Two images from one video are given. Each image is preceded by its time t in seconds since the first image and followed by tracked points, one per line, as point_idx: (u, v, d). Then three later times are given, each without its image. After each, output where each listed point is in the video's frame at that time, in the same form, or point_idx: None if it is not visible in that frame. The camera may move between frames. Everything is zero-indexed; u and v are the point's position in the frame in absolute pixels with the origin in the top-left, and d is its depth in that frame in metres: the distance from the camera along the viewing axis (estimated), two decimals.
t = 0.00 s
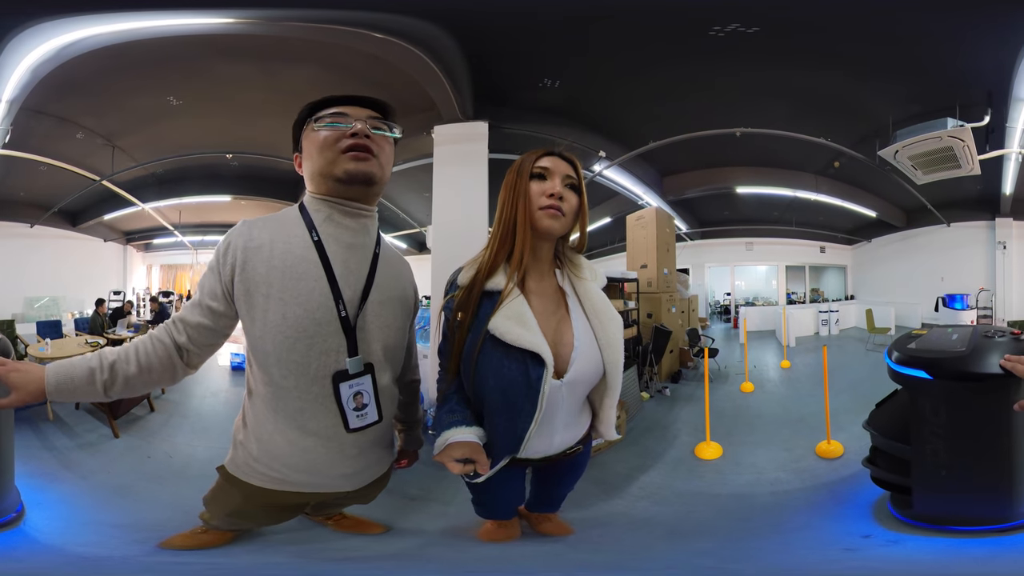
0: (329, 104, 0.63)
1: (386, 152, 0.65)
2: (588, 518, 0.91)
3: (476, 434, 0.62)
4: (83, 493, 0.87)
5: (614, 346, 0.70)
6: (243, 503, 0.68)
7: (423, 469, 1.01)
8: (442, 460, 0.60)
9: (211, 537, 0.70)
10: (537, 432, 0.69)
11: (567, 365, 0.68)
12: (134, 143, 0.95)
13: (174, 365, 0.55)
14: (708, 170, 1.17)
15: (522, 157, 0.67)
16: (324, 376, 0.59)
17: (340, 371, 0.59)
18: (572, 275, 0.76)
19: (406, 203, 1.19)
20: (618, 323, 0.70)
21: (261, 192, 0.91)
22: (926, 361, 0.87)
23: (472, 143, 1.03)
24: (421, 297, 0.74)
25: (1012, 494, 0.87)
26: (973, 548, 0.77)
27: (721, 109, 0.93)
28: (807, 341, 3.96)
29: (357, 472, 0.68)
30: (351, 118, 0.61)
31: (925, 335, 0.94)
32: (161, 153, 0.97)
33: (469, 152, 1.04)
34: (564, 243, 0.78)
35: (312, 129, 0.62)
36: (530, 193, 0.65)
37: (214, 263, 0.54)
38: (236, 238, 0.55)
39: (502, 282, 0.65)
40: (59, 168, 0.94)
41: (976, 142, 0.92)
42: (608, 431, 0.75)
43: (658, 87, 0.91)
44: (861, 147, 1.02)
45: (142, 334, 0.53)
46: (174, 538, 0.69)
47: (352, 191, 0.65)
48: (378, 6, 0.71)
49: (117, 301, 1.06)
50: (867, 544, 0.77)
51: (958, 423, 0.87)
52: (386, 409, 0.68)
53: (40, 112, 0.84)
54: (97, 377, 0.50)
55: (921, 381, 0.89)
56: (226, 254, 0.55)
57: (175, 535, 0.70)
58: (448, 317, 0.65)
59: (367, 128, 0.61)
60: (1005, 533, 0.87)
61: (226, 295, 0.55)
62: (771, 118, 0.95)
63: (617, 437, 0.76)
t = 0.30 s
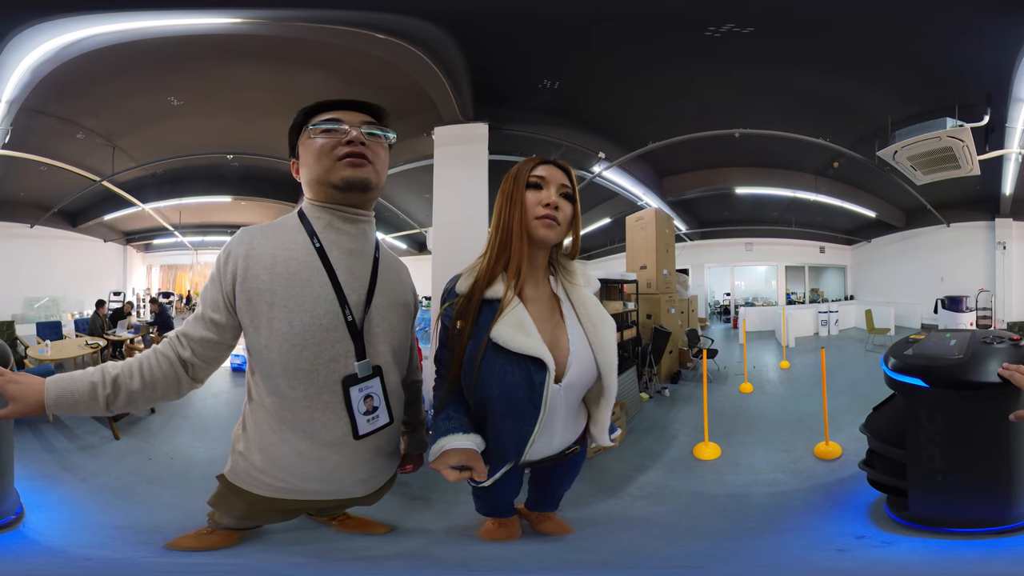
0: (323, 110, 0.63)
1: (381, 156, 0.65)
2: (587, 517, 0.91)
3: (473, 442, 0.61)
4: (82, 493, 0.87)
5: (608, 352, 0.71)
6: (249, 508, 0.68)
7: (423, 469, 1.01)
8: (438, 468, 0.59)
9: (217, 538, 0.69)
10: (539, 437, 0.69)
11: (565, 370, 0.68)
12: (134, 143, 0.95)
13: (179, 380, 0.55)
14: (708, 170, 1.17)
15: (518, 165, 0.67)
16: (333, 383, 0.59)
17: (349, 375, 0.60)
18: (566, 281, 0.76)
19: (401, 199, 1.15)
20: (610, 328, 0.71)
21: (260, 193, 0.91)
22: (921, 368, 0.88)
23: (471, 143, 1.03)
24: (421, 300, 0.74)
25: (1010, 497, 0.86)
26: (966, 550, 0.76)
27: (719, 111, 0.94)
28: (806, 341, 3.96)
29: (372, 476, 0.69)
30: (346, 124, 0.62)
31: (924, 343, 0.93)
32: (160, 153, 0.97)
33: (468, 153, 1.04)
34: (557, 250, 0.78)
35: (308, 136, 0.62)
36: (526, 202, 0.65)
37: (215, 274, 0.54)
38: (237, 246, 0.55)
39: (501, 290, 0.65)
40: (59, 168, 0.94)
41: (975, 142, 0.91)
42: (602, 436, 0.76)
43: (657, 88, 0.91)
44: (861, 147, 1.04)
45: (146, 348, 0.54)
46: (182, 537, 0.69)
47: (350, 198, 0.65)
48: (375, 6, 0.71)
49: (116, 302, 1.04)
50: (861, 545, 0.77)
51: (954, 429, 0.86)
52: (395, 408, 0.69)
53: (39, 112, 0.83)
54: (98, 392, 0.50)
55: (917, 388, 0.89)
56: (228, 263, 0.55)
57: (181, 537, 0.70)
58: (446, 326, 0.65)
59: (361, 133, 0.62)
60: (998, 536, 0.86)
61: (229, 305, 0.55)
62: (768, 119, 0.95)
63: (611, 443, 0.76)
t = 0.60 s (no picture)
0: (338, 107, 0.64)
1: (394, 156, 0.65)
2: (587, 516, 0.91)
3: (478, 441, 0.61)
4: (82, 492, 0.87)
5: (608, 351, 0.71)
6: (251, 506, 0.68)
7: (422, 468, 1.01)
8: (444, 468, 0.59)
9: (218, 539, 0.69)
10: (540, 436, 0.69)
11: (567, 367, 0.68)
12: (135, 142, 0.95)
13: (179, 375, 0.55)
14: (707, 170, 1.17)
15: (521, 163, 0.67)
16: (336, 382, 0.59)
17: (352, 375, 0.60)
18: (567, 280, 0.76)
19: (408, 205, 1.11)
20: (610, 327, 0.71)
21: (262, 192, 0.91)
22: (919, 367, 0.88)
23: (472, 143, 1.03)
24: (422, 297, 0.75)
25: (1009, 498, 0.86)
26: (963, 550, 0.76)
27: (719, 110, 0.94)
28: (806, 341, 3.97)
29: (373, 477, 0.69)
30: (361, 122, 0.62)
31: (920, 343, 0.93)
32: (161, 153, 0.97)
33: (469, 153, 1.04)
34: (558, 249, 0.78)
35: (322, 131, 0.62)
36: (530, 201, 0.65)
37: (217, 270, 0.54)
38: (243, 241, 0.56)
39: (504, 289, 0.65)
40: (59, 167, 0.94)
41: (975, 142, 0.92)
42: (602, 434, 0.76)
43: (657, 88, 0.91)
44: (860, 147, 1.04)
45: (146, 343, 0.54)
46: (181, 538, 0.69)
47: (361, 195, 0.65)
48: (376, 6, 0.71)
49: (117, 302, 1.05)
50: (859, 544, 0.78)
51: (953, 428, 0.86)
52: (398, 408, 0.69)
53: (39, 112, 0.82)
54: (97, 388, 0.50)
55: (915, 387, 0.90)
56: (232, 258, 0.55)
57: (181, 537, 0.70)
58: (448, 324, 0.65)
59: (377, 131, 0.62)
60: (997, 536, 0.86)
61: (233, 302, 0.55)
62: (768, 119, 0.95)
63: (611, 440, 0.76)
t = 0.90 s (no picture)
0: (339, 108, 0.64)
1: (392, 157, 0.65)
2: (589, 516, 0.91)
3: (482, 440, 0.61)
4: (84, 492, 0.87)
5: (611, 351, 0.71)
6: (252, 506, 0.68)
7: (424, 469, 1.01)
8: (448, 468, 0.59)
9: (219, 539, 0.69)
10: (543, 436, 0.69)
11: (570, 367, 0.68)
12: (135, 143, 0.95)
13: (179, 374, 0.55)
14: (709, 170, 1.17)
15: (525, 163, 0.67)
16: (339, 381, 0.59)
17: (354, 373, 0.60)
18: (570, 280, 0.77)
19: (410, 205, 1.09)
20: (613, 327, 0.71)
21: (263, 193, 0.91)
22: (918, 366, 0.88)
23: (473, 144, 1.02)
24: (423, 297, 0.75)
25: (1009, 498, 0.86)
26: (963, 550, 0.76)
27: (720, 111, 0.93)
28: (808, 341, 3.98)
29: (373, 476, 0.69)
30: (360, 121, 0.62)
31: (922, 343, 0.93)
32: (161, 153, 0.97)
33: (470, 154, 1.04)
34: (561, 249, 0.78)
35: (320, 132, 0.63)
36: (534, 201, 0.65)
37: (219, 268, 0.54)
38: (245, 239, 0.56)
39: (507, 289, 0.65)
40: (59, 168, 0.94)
41: (976, 142, 0.92)
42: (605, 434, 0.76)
43: (658, 88, 0.91)
44: (861, 148, 1.04)
45: (144, 343, 0.53)
46: (182, 538, 0.69)
47: (360, 196, 0.65)
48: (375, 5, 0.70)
49: (117, 302, 1.04)
50: (859, 544, 0.77)
51: (954, 428, 0.87)
52: (400, 408, 0.69)
53: (39, 112, 0.82)
54: (97, 390, 0.50)
55: (914, 386, 0.90)
56: (236, 255, 0.55)
57: (182, 537, 0.70)
58: (451, 323, 0.65)
59: (374, 132, 0.62)
60: (998, 536, 0.86)
61: (232, 300, 0.55)
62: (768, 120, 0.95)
63: (613, 439, 0.76)
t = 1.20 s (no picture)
0: (338, 110, 0.64)
1: (393, 160, 0.65)
2: (591, 516, 0.91)
3: (482, 440, 0.61)
4: (84, 492, 0.87)
5: (614, 353, 0.71)
6: (252, 505, 0.67)
7: (426, 469, 1.01)
8: (448, 467, 0.59)
9: (219, 539, 0.69)
10: (543, 437, 0.69)
11: (572, 368, 0.68)
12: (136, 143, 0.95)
13: (178, 368, 0.55)
14: (711, 170, 1.17)
15: (530, 163, 0.67)
16: (340, 381, 0.59)
17: (355, 373, 0.60)
18: (573, 281, 0.77)
19: (411, 204, 1.13)
20: (616, 329, 0.71)
21: (264, 192, 0.91)
22: (920, 366, 0.88)
23: (474, 144, 1.02)
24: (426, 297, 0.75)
25: (1010, 498, 0.86)
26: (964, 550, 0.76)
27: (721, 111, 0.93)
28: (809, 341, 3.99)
29: (372, 476, 0.69)
30: (360, 124, 0.62)
31: (924, 343, 0.93)
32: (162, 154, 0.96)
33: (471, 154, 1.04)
34: (564, 250, 0.78)
35: (322, 134, 0.63)
36: (538, 202, 0.65)
37: (219, 267, 0.54)
38: (246, 238, 0.56)
39: (510, 289, 0.65)
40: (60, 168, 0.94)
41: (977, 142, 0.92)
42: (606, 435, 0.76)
43: (659, 88, 0.91)
44: (862, 148, 1.04)
45: (143, 338, 0.53)
46: (181, 538, 0.69)
47: (360, 196, 0.65)
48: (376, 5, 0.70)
49: (118, 302, 1.04)
50: (862, 545, 0.77)
51: (955, 428, 0.86)
52: (401, 409, 0.69)
53: (40, 112, 0.82)
54: (96, 383, 0.49)
55: (916, 386, 0.90)
56: (237, 253, 0.55)
57: (181, 537, 0.70)
58: (453, 322, 0.65)
59: (374, 134, 0.62)
60: (1000, 535, 0.86)
61: (231, 299, 0.55)
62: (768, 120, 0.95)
63: (614, 441, 0.76)
